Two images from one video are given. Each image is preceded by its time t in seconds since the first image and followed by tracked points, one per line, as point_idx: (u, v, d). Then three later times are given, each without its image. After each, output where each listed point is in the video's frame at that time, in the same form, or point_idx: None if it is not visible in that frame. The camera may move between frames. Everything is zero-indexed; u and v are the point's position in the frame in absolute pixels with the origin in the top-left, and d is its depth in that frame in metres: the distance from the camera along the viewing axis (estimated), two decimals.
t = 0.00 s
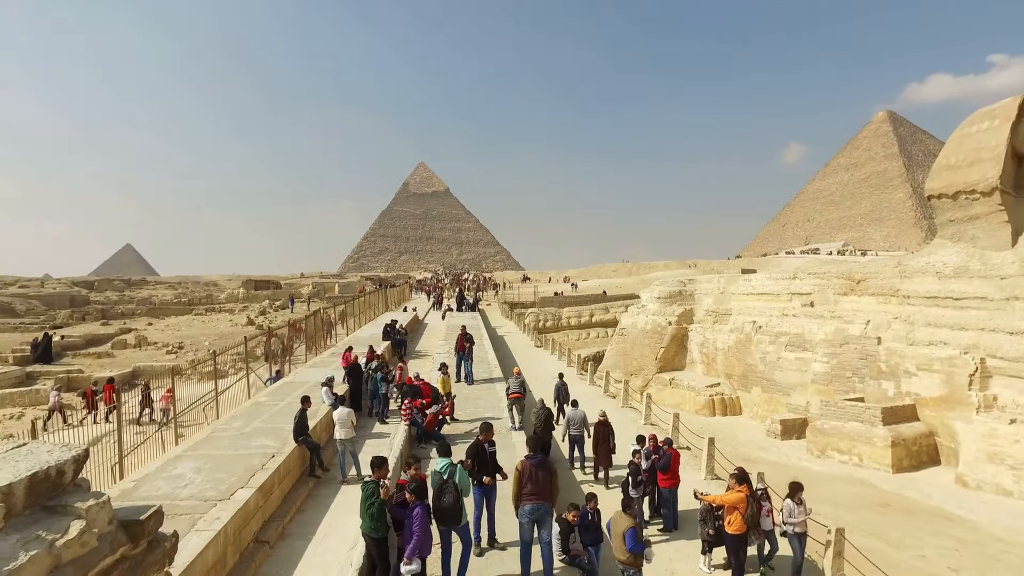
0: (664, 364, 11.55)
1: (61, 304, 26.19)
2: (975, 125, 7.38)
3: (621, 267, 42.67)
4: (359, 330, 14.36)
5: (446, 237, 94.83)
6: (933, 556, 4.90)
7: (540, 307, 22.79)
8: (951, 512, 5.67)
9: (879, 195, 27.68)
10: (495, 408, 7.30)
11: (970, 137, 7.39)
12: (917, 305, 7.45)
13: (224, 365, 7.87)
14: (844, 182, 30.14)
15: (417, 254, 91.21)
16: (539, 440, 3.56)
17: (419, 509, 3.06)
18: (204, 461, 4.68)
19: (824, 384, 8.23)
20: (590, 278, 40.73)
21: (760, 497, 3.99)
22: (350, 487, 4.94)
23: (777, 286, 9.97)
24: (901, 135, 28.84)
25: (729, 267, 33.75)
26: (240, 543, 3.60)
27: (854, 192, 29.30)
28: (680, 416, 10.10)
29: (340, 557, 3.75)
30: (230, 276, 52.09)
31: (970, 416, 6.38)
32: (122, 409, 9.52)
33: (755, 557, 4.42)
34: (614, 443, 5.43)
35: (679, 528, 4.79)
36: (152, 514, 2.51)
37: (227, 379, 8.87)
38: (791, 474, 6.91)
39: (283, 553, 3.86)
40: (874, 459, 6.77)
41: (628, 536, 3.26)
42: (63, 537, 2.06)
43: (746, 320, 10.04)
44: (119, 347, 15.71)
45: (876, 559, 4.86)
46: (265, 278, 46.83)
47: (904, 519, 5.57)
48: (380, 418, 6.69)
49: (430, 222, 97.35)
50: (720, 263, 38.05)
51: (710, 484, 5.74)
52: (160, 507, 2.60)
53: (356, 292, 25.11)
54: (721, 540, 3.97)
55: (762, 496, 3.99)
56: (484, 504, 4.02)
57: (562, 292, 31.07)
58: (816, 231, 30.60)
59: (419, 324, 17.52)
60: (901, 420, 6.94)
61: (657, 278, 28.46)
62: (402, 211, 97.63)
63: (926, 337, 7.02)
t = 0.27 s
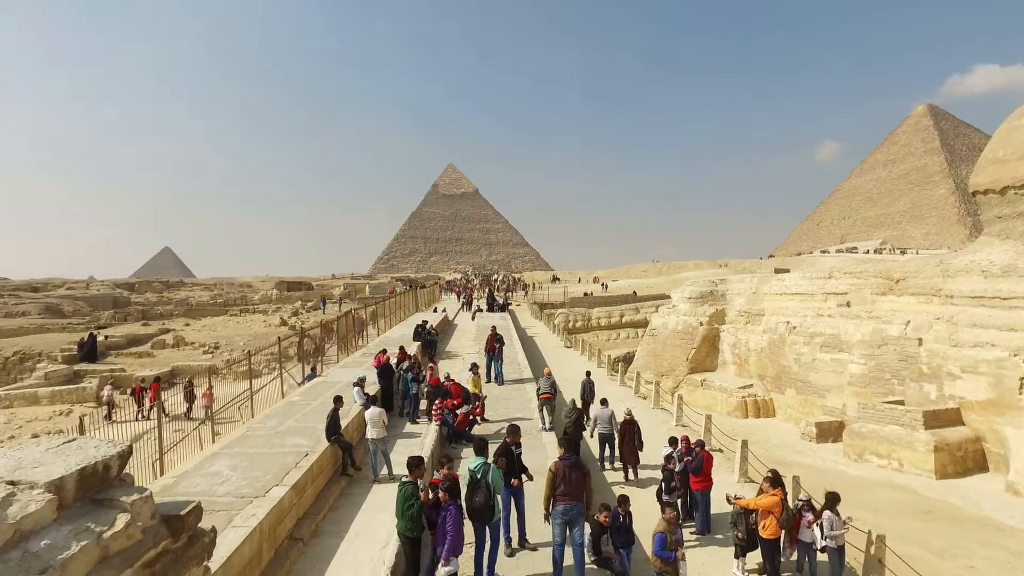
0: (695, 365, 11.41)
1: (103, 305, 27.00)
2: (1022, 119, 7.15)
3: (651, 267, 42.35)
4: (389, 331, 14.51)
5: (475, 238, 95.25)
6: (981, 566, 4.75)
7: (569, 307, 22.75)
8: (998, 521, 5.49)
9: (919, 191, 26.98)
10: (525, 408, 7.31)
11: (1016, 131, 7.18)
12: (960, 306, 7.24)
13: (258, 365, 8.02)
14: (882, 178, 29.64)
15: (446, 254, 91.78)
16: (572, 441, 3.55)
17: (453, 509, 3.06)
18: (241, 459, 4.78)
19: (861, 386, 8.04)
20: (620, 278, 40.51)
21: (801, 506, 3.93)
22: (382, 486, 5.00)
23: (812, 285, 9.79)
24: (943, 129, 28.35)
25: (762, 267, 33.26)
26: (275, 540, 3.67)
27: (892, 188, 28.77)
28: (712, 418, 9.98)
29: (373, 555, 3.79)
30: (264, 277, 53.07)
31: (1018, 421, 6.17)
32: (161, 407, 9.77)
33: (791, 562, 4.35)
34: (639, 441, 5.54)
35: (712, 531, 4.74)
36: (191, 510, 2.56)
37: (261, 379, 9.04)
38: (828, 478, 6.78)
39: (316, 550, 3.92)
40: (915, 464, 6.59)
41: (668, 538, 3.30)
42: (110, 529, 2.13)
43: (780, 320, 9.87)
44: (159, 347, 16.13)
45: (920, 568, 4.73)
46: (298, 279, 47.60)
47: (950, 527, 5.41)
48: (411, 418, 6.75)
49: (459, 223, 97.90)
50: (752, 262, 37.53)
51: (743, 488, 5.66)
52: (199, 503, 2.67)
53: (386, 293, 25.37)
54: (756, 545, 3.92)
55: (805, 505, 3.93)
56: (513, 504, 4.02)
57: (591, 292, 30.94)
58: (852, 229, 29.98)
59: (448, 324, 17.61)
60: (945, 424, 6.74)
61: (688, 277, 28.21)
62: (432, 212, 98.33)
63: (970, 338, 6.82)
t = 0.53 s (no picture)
0: (723, 366, 11.28)
1: (138, 306, 27.67)
2: None
3: (678, 268, 42.01)
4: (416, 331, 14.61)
5: (500, 239, 95.47)
6: None
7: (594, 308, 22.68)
8: None
9: (956, 189, 26.35)
10: (552, 409, 7.30)
11: None
12: (1001, 306, 7.05)
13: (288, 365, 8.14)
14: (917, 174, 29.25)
15: (472, 255, 92.12)
16: (599, 442, 3.54)
17: (483, 509, 3.10)
18: (271, 457, 4.86)
19: (896, 389, 7.86)
20: (646, 278, 40.26)
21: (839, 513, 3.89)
22: (409, 486, 5.04)
23: (844, 285, 9.61)
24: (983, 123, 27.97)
25: (792, 266, 32.77)
26: (305, 537, 3.73)
27: (928, 185, 28.28)
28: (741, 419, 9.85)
29: (401, 554, 3.82)
30: (292, 278, 53.86)
31: None
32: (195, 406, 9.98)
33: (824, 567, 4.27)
34: (665, 440, 5.64)
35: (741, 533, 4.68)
36: (225, 506, 2.62)
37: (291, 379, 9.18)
38: (861, 482, 6.64)
39: (345, 549, 3.97)
40: (955, 469, 6.41)
41: (707, 545, 3.40)
42: (149, 523, 2.18)
43: (810, 321, 9.71)
44: (192, 347, 16.48)
45: None
46: (325, 280, 48.21)
47: (992, 535, 5.26)
48: (438, 418, 6.79)
49: (485, 223, 98.23)
50: (781, 261, 37.01)
51: (774, 491, 5.58)
52: (232, 500, 2.72)
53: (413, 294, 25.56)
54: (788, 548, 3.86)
55: (843, 512, 3.87)
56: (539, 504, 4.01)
57: (617, 292, 30.80)
58: (885, 227, 29.38)
59: (474, 325, 17.69)
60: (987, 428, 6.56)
61: (716, 277, 27.93)
62: (458, 214, 98.75)
63: (1012, 340, 6.62)
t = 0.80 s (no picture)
0: (752, 367, 11.12)
1: (172, 307, 28.28)
2: None
3: (705, 268, 41.60)
4: (442, 332, 14.69)
5: (526, 239, 95.56)
6: None
7: (620, 308, 22.56)
8: None
9: (997, 185, 25.79)
10: (580, 410, 7.28)
11: None
12: None
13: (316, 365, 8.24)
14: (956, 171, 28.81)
15: (498, 256, 92.34)
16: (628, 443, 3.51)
17: (511, 510, 3.11)
18: (301, 456, 4.94)
19: (933, 392, 7.64)
20: (673, 278, 39.95)
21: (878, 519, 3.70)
22: (437, 485, 5.08)
23: (878, 285, 9.42)
24: None
25: (823, 265, 32.22)
26: (334, 536, 3.78)
27: (968, 182, 27.73)
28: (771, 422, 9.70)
29: (430, 553, 3.85)
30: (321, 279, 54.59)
31: None
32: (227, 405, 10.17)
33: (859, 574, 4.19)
34: (692, 441, 5.57)
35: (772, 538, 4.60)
36: (257, 503, 2.67)
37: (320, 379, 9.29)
38: (898, 488, 6.49)
39: (374, 547, 4.01)
40: (998, 476, 6.21)
41: (742, 553, 3.21)
42: (185, 520, 2.23)
43: (842, 321, 9.54)
44: (224, 347, 16.80)
45: None
46: (353, 281, 48.79)
47: None
48: (466, 419, 6.82)
49: (511, 224, 98.41)
50: (812, 261, 36.42)
51: (807, 495, 5.48)
52: (264, 497, 2.77)
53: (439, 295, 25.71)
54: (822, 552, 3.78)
55: (886, 519, 3.67)
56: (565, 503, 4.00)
57: (644, 292, 30.59)
58: (921, 225, 28.74)
59: (500, 325, 17.73)
60: None
61: (746, 277, 27.61)
62: (484, 215, 99.03)
63: None
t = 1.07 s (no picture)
0: (787, 368, 10.94)
1: (209, 308, 28.94)
2: None
3: (739, 267, 41.02)
4: (473, 332, 14.76)
5: (556, 240, 95.41)
6: None
7: (652, 309, 22.38)
8: None
9: None
10: (612, 411, 7.24)
11: None
12: None
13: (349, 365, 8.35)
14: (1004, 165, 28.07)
15: (528, 256, 92.38)
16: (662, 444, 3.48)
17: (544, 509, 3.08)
18: (335, 455, 5.01)
19: (980, 395, 7.36)
20: (706, 278, 39.47)
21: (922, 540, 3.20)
22: (469, 485, 5.10)
23: (919, 284, 9.16)
24: None
25: (862, 264, 31.51)
26: (368, 533, 3.82)
27: (1015, 176, 26.87)
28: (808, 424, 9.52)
29: (462, 553, 3.87)
30: (353, 280, 55.35)
31: None
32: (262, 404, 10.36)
33: None
34: (721, 441, 5.46)
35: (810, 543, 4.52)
36: (293, 501, 2.71)
37: (353, 378, 9.41)
38: (943, 494, 6.30)
39: (407, 546, 4.04)
40: None
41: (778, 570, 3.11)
42: (224, 515, 2.28)
43: (882, 321, 9.31)
44: (260, 347, 17.13)
45: None
46: (384, 281, 49.35)
47: None
48: (497, 419, 6.84)
49: (541, 224, 98.37)
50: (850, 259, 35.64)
51: (847, 500, 5.37)
52: (299, 495, 2.82)
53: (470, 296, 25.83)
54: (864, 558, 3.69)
55: (928, 537, 3.19)
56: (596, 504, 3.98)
57: (676, 292, 30.26)
58: (965, 221, 27.92)
59: (530, 325, 17.74)
60: None
61: (781, 276, 27.15)
62: (514, 215, 99.13)
63: None
